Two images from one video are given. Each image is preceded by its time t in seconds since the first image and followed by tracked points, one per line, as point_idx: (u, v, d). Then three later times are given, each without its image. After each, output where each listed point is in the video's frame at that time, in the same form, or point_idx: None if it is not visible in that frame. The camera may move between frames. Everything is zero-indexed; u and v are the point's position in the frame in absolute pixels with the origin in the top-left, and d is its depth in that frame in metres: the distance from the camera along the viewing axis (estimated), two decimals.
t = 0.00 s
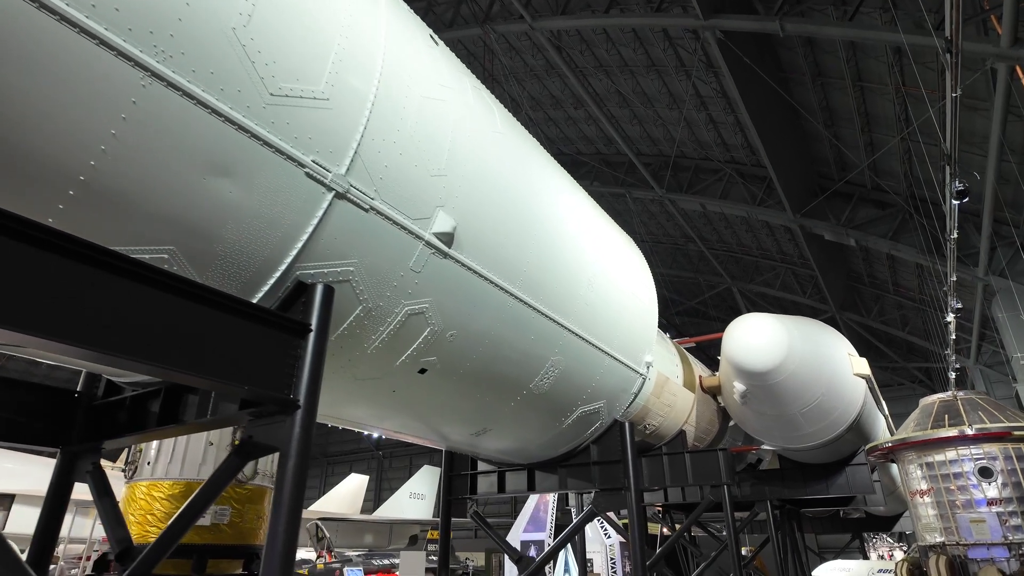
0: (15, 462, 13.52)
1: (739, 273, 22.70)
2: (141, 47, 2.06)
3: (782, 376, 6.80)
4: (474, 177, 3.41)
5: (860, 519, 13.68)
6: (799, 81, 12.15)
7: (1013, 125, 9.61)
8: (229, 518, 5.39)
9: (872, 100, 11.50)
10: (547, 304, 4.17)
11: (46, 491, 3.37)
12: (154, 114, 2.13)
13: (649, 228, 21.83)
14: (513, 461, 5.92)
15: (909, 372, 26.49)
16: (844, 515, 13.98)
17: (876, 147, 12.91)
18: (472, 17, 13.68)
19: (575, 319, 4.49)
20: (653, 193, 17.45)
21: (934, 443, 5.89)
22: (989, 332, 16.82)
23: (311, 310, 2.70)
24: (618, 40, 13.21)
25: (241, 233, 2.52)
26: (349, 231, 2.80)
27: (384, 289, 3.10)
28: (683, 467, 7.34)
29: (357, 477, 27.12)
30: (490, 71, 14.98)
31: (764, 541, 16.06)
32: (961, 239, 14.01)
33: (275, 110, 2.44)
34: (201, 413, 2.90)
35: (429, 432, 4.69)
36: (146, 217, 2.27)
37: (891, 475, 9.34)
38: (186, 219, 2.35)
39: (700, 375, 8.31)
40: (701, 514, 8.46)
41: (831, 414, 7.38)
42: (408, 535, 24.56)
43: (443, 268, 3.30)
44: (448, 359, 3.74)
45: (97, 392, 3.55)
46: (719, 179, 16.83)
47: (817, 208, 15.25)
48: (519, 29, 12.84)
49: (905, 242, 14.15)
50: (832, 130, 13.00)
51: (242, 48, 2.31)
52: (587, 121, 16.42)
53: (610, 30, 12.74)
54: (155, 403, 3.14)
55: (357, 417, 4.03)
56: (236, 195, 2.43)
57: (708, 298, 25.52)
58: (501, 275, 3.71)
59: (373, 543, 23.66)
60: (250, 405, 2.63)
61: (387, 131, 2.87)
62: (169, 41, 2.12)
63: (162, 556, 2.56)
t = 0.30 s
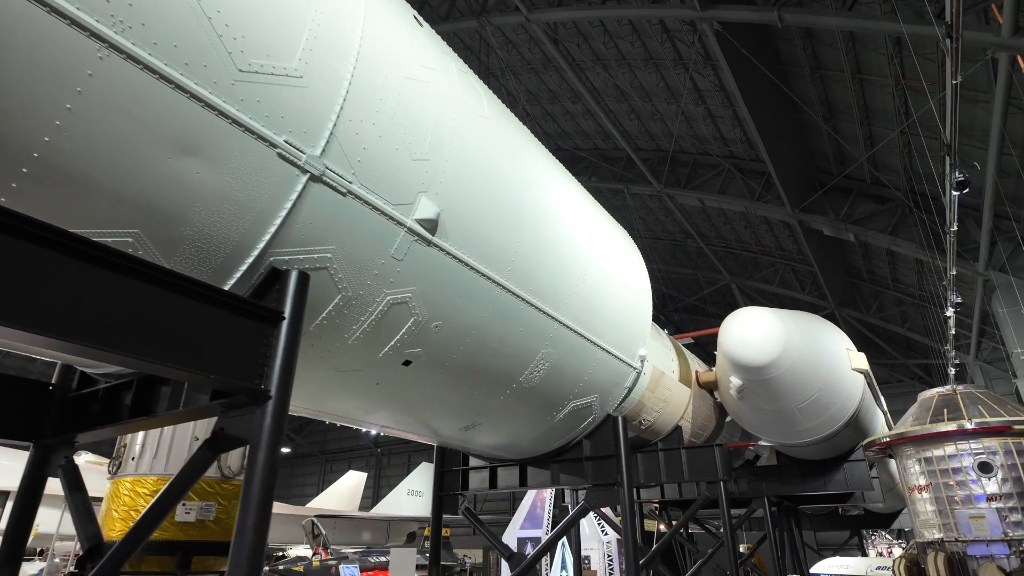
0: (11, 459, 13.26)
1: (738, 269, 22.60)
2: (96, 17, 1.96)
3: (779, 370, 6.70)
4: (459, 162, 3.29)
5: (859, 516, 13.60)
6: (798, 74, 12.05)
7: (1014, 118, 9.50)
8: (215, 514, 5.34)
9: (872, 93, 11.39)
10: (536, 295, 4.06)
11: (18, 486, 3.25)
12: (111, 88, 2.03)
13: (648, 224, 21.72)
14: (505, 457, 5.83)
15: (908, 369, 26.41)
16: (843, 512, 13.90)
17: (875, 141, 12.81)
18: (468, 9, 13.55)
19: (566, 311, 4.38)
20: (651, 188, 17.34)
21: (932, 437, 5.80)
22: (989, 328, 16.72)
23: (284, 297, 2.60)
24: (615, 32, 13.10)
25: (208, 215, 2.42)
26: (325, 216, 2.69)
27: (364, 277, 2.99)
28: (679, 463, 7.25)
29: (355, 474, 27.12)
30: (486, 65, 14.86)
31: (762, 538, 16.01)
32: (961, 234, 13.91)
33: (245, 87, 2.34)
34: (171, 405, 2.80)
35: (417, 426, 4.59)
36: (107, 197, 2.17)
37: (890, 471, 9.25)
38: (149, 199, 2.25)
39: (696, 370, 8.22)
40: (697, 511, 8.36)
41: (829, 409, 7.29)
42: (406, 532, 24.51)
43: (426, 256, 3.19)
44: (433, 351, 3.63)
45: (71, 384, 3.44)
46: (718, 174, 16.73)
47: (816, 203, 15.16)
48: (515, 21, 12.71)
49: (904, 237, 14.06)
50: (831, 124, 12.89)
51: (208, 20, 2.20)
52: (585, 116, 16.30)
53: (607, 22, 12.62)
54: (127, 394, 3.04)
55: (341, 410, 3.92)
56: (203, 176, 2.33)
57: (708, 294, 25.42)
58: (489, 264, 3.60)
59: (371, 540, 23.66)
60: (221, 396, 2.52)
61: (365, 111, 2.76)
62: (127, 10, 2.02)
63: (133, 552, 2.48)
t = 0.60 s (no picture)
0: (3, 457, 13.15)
1: (737, 266, 22.52)
2: None
3: (775, 366, 6.61)
4: (443, 148, 3.19)
5: (857, 514, 13.54)
6: (797, 68, 11.96)
7: (1015, 110, 9.40)
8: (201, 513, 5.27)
9: (871, 87, 11.29)
10: (525, 287, 3.96)
11: None
12: (68, 65, 1.93)
13: (646, 221, 21.63)
14: (496, 453, 5.74)
15: (907, 366, 26.35)
16: (841, 510, 13.83)
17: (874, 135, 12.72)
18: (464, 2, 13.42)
19: (556, 304, 4.29)
20: (648, 184, 17.24)
21: (930, 432, 5.72)
22: (988, 324, 16.64)
23: (257, 286, 2.50)
24: (612, 26, 12.99)
25: (177, 200, 2.32)
26: (300, 201, 2.59)
27: (343, 266, 2.89)
28: (675, 460, 7.17)
29: (353, 471, 27.09)
30: (482, 59, 14.74)
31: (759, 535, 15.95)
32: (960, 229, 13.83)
33: (213, 66, 2.24)
34: (142, 397, 2.71)
35: (404, 422, 4.50)
36: (66, 180, 2.08)
37: (888, 468, 9.16)
38: (112, 182, 2.15)
39: (692, 366, 8.14)
40: (692, 508, 8.28)
41: (827, 405, 7.20)
42: (404, 529, 24.44)
43: (409, 246, 3.10)
44: (418, 345, 3.54)
45: (42, 378, 3.33)
46: (716, 170, 16.65)
47: (815, 199, 15.08)
48: (511, 14, 12.59)
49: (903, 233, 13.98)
50: (829, 118, 12.79)
51: None
52: (582, 111, 16.20)
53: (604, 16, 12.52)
54: (98, 388, 2.94)
55: (325, 405, 3.83)
56: (169, 158, 2.23)
57: (706, 291, 25.34)
58: (474, 254, 3.50)
59: (369, 538, 23.61)
60: (191, 389, 2.43)
61: (342, 94, 2.66)
62: None
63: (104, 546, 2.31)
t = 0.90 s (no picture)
0: None
1: (736, 263, 22.43)
2: None
3: (771, 361, 6.52)
4: (425, 134, 3.08)
5: (856, 512, 13.47)
6: (795, 62, 11.86)
7: (1014, 104, 9.31)
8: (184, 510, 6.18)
9: (869, 81, 11.20)
10: (512, 279, 3.86)
11: None
12: (21, 37, 1.84)
13: (644, 218, 21.54)
14: (486, 450, 5.65)
15: (906, 363, 26.29)
16: (839, 508, 13.76)
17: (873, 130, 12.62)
18: None
19: (545, 296, 4.19)
20: (646, 180, 17.16)
21: (927, 428, 5.64)
22: (988, 321, 16.56)
23: (225, 273, 2.40)
24: (609, 20, 12.88)
25: (138, 181, 2.23)
26: (272, 187, 2.50)
27: (319, 255, 2.79)
28: (670, 457, 7.08)
29: (350, 469, 27.00)
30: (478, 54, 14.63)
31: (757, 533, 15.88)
32: (960, 225, 13.74)
33: (175, 42, 2.14)
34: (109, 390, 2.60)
35: (390, 417, 4.41)
36: (19, 160, 2.00)
37: (885, 465, 9.08)
38: (69, 162, 2.06)
39: (687, 362, 8.05)
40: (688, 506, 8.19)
41: (823, 401, 7.11)
42: (402, 527, 24.37)
43: (389, 234, 2.99)
44: (401, 338, 3.44)
45: (13, 370, 3.23)
46: (714, 166, 16.56)
47: (813, 195, 14.99)
48: (507, 8, 12.48)
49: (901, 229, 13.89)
50: (828, 113, 12.70)
51: None
52: (579, 107, 16.09)
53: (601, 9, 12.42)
54: (67, 381, 2.84)
55: (307, 398, 3.74)
56: (129, 138, 2.13)
57: (704, 289, 25.25)
58: (458, 244, 3.39)
59: (366, 536, 23.52)
60: (157, 380, 2.32)
61: (316, 74, 2.57)
62: None
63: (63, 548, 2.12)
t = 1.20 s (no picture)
0: None
1: (734, 261, 22.35)
2: None
3: (766, 358, 6.42)
4: (405, 121, 2.98)
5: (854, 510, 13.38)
6: (792, 57, 11.78)
7: (1014, 99, 9.21)
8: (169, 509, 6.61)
9: (868, 75, 11.11)
10: (498, 272, 3.76)
11: None
12: None
13: (642, 216, 21.45)
14: (477, 448, 5.57)
15: (905, 362, 26.22)
16: (838, 507, 13.67)
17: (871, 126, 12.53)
18: None
19: (534, 291, 4.10)
20: (644, 177, 17.06)
21: (924, 425, 5.55)
22: (987, 319, 16.47)
23: (192, 263, 2.31)
24: (606, 15, 12.78)
25: (97, 166, 2.14)
26: (241, 174, 2.41)
27: (293, 245, 2.70)
28: (665, 455, 6.99)
29: (348, 468, 26.90)
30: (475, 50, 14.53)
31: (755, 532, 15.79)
32: (959, 222, 13.65)
33: (134, 20, 2.06)
34: (73, 384, 2.59)
35: (377, 414, 4.32)
36: None
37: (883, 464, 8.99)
38: (22, 145, 1.97)
39: (682, 360, 7.96)
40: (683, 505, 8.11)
41: (820, 398, 7.02)
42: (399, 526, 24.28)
43: (368, 224, 2.90)
44: (383, 334, 3.34)
45: None
46: (712, 163, 16.48)
47: (812, 191, 14.90)
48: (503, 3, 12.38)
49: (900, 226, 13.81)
50: (826, 108, 12.61)
51: None
52: (577, 103, 15.99)
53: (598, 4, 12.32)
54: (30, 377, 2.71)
55: (289, 395, 3.65)
56: (87, 120, 2.04)
57: (703, 287, 25.16)
58: (441, 235, 3.30)
59: (364, 535, 23.40)
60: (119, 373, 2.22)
61: (288, 57, 2.48)
62: None
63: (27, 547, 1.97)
